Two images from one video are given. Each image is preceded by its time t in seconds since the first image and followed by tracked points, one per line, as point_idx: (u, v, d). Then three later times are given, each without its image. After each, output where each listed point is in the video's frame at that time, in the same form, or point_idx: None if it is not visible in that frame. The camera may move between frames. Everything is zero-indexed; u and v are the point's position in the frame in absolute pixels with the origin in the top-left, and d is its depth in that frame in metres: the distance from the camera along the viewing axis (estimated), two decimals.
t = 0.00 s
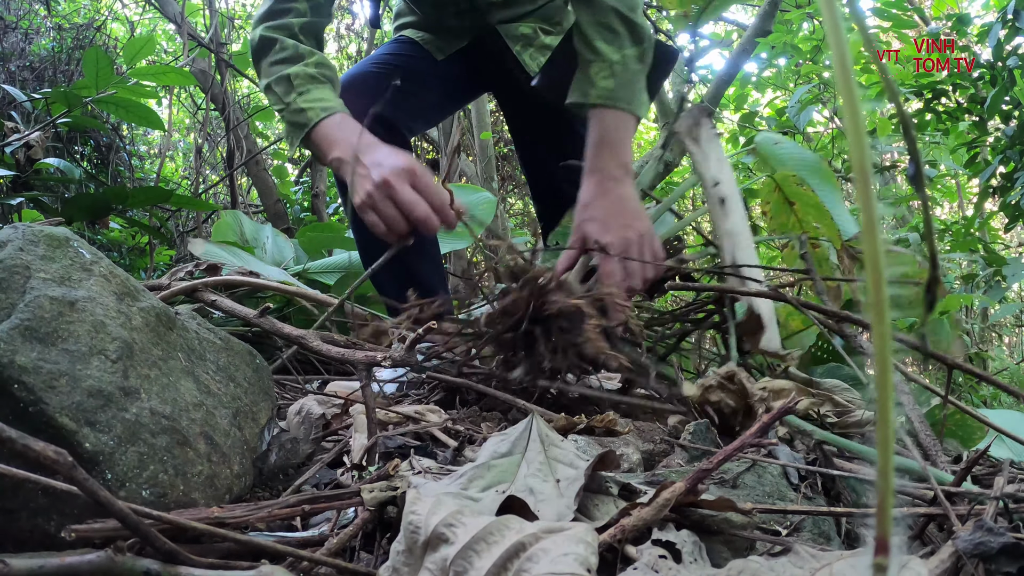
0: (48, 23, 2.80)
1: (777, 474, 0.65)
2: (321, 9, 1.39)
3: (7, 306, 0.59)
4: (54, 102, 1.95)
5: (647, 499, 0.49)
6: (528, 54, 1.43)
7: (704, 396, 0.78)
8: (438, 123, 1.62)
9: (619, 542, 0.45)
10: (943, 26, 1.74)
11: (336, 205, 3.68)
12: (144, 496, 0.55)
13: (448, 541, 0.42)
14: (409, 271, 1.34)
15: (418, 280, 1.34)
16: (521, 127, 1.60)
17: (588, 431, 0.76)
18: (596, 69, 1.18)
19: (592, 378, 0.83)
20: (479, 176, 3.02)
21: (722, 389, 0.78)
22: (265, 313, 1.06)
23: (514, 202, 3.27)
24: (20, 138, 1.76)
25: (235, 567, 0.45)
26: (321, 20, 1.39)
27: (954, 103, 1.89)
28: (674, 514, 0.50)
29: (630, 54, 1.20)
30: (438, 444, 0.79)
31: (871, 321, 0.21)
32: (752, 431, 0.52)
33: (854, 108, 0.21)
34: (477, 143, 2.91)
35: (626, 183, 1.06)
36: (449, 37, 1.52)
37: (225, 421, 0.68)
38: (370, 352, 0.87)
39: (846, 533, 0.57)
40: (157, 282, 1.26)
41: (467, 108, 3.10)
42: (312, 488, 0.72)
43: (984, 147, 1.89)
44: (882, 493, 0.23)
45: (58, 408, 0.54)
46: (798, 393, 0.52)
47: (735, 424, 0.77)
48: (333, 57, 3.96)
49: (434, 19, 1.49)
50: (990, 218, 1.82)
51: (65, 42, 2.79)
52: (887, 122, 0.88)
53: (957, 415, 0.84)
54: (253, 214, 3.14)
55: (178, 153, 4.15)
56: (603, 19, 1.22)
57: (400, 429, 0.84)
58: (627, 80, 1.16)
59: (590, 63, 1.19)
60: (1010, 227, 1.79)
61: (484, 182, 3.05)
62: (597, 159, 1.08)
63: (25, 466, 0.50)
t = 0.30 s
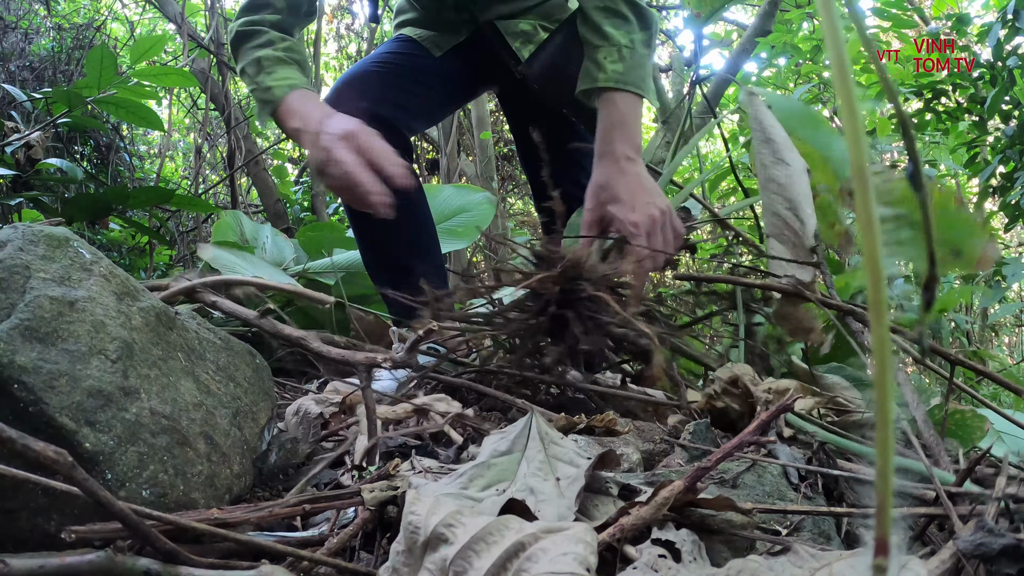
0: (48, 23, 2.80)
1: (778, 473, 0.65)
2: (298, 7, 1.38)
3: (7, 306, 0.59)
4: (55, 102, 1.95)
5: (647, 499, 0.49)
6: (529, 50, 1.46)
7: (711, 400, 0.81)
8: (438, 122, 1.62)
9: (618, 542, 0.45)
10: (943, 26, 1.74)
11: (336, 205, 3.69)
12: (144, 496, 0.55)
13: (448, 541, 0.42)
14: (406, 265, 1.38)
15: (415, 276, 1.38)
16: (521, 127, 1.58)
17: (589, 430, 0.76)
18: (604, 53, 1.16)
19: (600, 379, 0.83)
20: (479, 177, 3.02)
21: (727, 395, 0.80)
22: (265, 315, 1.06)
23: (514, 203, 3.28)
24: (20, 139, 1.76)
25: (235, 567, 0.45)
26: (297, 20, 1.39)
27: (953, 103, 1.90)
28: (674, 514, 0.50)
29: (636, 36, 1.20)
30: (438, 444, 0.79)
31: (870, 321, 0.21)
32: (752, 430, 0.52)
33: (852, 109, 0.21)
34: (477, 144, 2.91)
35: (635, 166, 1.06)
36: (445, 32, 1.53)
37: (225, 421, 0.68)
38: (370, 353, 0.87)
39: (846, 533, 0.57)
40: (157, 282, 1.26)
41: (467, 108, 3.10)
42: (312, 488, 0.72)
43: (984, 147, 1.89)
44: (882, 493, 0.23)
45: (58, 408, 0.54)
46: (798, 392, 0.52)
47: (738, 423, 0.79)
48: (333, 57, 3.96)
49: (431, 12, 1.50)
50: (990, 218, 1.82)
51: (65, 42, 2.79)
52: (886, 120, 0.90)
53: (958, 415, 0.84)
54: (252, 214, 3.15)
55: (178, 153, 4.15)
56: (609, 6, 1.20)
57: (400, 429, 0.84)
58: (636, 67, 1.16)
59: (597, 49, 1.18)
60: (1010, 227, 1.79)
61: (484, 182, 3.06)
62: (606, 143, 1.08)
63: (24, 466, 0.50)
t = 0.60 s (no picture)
0: (48, 23, 2.80)
1: (778, 473, 0.65)
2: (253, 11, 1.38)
3: (7, 306, 0.59)
4: (55, 102, 1.95)
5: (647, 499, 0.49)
6: (523, 51, 1.43)
7: (714, 401, 0.82)
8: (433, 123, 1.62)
9: (619, 542, 0.45)
10: (944, 26, 1.74)
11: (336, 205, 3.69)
12: (144, 496, 0.55)
13: (448, 540, 0.42)
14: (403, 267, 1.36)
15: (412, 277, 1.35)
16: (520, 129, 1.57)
17: (589, 430, 0.76)
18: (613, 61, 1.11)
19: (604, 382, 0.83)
20: (479, 176, 3.02)
21: (731, 395, 0.81)
22: (266, 316, 1.06)
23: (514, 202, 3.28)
24: (20, 139, 1.76)
25: (235, 567, 0.45)
26: (256, 25, 1.39)
27: (954, 103, 1.90)
28: (675, 514, 0.50)
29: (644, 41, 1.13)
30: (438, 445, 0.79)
31: (872, 320, 0.21)
32: (753, 430, 0.52)
33: (855, 106, 0.21)
34: (477, 143, 2.92)
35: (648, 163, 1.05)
36: (433, 31, 1.52)
37: (224, 420, 0.68)
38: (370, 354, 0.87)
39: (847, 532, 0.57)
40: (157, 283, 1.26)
41: (467, 108, 3.10)
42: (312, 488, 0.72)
43: (985, 146, 1.89)
44: (882, 493, 0.23)
45: (58, 408, 0.54)
46: (798, 392, 0.52)
47: (743, 425, 0.81)
48: (333, 57, 3.97)
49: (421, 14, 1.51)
50: (990, 218, 1.82)
51: (65, 42, 2.79)
52: (886, 120, 0.90)
53: (958, 415, 0.84)
54: (252, 213, 3.15)
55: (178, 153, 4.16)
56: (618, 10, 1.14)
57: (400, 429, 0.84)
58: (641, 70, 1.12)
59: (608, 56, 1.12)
60: (1010, 227, 1.79)
61: (484, 182, 3.06)
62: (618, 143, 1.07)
63: (24, 466, 0.50)
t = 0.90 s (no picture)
0: (49, 23, 2.80)
1: (778, 473, 0.65)
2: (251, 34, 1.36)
3: (7, 306, 0.59)
4: (55, 102, 1.95)
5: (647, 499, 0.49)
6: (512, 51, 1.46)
7: (711, 401, 0.79)
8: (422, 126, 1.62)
9: (619, 542, 0.45)
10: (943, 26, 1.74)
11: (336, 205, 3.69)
12: (144, 497, 0.55)
13: (449, 540, 0.42)
14: (395, 268, 1.37)
15: (406, 279, 1.36)
16: (513, 130, 1.59)
17: (589, 430, 0.76)
18: (593, 46, 1.16)
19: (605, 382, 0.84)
20: (479, 177, 3.02)
21: (730, 395, 0.78)
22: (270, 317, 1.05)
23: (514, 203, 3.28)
24: (20, 139, 1.76)
25: (235, 568, 0.45)
26: (255, 45, 1.38)
27: (954, 103, 1.89)
28: (674, 514, 0.50)
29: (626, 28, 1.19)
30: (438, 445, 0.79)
31: (872, 320, 0.21)
32: (753, 431, 0.52)
33: (854, 108, 0.21)
34: (477, 144, 2.92)
35: (611, 139, 1.08)
36: (420, 36, 1.51)
37: (224, 420, 0.68)
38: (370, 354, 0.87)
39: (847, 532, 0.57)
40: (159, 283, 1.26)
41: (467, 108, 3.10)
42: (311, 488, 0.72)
43: (985, 147, 1.89)
44: (882, 492, 0.23)
45: (58, 408, 0.54)
46: (799, 392, 0.52)
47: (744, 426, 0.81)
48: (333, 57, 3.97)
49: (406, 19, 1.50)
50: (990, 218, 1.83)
51: (65, 42, 2.79)
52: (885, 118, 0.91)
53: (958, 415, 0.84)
54: (252, 214, 3.15)
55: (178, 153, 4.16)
56: None
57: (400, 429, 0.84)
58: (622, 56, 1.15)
59: (588, 42, 1.17)
60: (1010, 227, 1.79)
61: (485, 182, 3.06)
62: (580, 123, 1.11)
63: (25, 466, 0.50)
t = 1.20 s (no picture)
0: (48, 23, 2.80)
1: (778, 473, 0.65)
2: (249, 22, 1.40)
3: (7, 306, 0.59)
4: (55, 102, 1.95)
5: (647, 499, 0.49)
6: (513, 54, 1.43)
7: (711, 402, 0.78)
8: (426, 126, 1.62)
9: (619, 542, 0.45)
10: (943, 26, 1.73)
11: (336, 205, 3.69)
12: (144, 497, 0.55)
13: (449, 540, 0.42)
14: (397, 268, 1.37)
15: (406, 277, 1.37)
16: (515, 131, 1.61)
17: (590, 429, 0.76)
18: (539, 64, 1.16)
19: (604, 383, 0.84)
20: (479, 177, 3.03)
21: (729, 396, 0.78)
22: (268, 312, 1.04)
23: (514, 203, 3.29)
24: (20, 139, 1.76)
25: (235, 567, 0.45)
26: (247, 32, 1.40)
27: (954, 103, 1.89)
28: (674, 514, 0.50)
29: (574, 44, 1.17)
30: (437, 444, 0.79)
31: (872, 319, 0.21)
32: (753, 431, 0.52)
33: (854, 107, 0.21)
34: (477, 143, 2.92)
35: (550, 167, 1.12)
36: (425, 36, 1.50)
37: (225, 420, 0.68)
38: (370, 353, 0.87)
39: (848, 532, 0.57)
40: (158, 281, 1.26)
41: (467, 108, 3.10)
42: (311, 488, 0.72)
43: (984, 146, 1.89)
44: (883, 492, 0.22)
45: (58, 408, 0.54)
46: (798, 392, 0.52)
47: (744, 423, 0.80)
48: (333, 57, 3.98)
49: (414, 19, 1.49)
50: (990, 218, 1.83)
51: (65, 42, 2.79)
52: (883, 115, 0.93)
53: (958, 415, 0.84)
54: (252, 213, 3.15)
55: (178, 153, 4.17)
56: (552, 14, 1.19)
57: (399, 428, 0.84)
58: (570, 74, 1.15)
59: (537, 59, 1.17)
60: (1010, 227, 1.80)
61: (484, 182, 3.06)
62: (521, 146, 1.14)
63: (25, 466, 0.50)
